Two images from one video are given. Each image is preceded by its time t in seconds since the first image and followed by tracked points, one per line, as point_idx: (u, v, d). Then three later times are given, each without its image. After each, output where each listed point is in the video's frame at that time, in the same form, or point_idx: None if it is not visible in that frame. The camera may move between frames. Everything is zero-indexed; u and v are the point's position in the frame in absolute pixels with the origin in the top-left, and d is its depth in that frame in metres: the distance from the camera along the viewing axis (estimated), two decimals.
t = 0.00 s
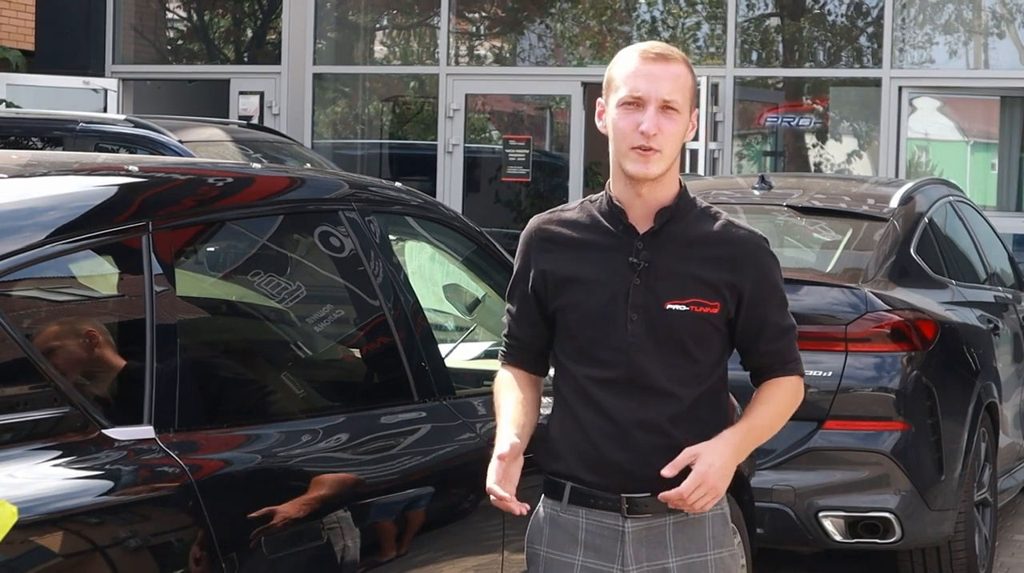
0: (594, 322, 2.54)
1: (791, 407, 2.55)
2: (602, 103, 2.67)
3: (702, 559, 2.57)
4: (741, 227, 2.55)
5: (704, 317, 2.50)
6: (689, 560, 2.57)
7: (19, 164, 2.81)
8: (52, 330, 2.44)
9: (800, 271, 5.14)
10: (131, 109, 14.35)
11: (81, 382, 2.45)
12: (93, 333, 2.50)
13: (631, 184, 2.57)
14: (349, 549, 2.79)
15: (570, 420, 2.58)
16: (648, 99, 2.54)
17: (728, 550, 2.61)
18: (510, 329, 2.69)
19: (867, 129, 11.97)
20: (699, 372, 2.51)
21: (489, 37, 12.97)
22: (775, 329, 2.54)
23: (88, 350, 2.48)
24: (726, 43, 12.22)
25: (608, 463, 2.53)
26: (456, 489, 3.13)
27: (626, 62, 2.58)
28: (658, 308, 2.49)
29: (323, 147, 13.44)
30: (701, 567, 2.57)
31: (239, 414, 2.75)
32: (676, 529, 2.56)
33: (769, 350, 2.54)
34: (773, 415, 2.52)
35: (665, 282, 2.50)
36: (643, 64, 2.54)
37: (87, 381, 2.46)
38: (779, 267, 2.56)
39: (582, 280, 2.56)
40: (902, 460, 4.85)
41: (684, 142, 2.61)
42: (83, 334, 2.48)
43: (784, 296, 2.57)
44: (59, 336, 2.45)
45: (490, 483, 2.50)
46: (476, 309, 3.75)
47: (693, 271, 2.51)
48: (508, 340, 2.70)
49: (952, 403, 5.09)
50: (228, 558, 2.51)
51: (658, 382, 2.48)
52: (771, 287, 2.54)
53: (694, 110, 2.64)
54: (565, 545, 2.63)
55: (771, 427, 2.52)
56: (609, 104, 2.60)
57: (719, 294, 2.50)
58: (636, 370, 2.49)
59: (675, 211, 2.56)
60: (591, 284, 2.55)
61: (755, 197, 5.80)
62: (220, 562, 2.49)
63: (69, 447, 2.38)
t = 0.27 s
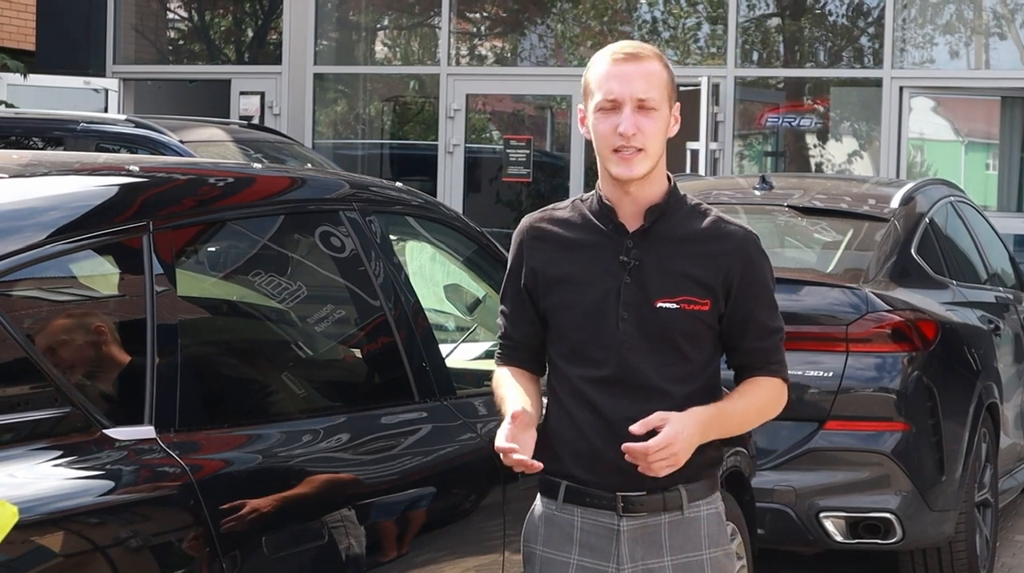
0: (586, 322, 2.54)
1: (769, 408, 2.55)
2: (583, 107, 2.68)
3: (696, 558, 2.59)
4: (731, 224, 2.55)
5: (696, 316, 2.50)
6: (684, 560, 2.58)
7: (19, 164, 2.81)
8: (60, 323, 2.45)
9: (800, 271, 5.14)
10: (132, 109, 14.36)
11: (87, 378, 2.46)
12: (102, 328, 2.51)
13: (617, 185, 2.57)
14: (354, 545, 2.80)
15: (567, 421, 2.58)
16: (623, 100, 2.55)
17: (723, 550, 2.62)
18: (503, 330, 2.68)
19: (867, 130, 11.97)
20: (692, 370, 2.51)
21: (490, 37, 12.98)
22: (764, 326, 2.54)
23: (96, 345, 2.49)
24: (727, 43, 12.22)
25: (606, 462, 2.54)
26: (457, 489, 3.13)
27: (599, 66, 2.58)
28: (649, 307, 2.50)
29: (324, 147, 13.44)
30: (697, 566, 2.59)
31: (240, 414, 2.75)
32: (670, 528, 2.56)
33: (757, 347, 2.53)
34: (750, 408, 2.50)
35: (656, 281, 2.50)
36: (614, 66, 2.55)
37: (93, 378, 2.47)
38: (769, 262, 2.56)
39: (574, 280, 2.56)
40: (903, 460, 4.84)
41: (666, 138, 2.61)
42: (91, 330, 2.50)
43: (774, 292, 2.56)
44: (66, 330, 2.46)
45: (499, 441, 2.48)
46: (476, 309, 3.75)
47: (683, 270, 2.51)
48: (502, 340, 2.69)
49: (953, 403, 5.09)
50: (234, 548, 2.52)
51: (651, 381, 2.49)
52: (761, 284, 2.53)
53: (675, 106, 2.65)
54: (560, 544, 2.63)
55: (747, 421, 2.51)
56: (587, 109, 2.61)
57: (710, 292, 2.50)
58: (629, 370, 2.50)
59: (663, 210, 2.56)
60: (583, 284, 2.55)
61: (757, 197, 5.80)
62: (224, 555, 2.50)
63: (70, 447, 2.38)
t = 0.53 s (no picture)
0: (584, 322, 2.54)
1: (770, 404, 2.53)
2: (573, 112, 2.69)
3: (695, 557, 2.60)
4: (726, 222, 2.55)
5: (694, 314, 2.49)
6: (683, 559, 2.59)
7: (20, 164, 2.80)
8: (70, 317, 2.47)
9: (801, 271, 5.14)
10: (133, 108, 14.35)
11: (95, 372, 2.47)
12: (111, 324, 2.54)
13: (610, 185, 2.58)
14: (356, 546, 2.80)
15: (566, 422, 2.58)
16: (609, 100, 2.56)
17: (721, 549, 2.64)
18: (499, 331, 2.68)
19: (868, 130, 11.98)
20: (690, 369, 2.51)
21: (491, 37, 12.99)
22: (760, 324, 2.52)
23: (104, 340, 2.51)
24: (728, 43, 12.23)
25: (605, 462, 2.55)
26: (457, 490, 3.13)
27: (582, 70, 2.60)
28: (647, 306, 2.50)
29: (325, 147, 13.44)
30: (695, 566, 2.60)
31: (241, 414, 2.75)
32: (669, 527, 2.58)
33: (754, 345, 2.52)
34: (747, 403, 2.49)
35: (653, 279, 2.50)
36: (597, 68, 2.57)
37: (99, 374, 2.47)
38: (765, 259, 2.55)
39: (571, 280, 2.56)
40: (903, 460, 4.84)
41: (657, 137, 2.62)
42: (101, 326, 2.52)
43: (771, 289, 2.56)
44: (75, 325, 2.48)
45: (497, 404, 2.52)
46: (477, 309, 3.75)
47: (679, 268, 2.50)
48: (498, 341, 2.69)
49: (953, 403, 5.09)
50: (233, 548, 2.51)
51: (649, 380, 2.49)
52: (758, 281, 2.52)
53: (663, 105, 2.66)
54: (559, 544, 2.64)
55: (743, 416, 2.49)
56: (576, 113, 2.62)
57: (708, 290, 2.50)
58: (627, 369, 2.50)
59: (658, 209, 2.56)
60: (580, 283, 2.55)
61: (758, 197, 5.79)
62: (227, 552, 2.50)
63: (71, 447, 2.38)
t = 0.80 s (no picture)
0: (582, 321, 2.55)
1: (761, 402, 2.56)
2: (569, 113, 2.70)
3: (693, 554, 2.63)
4: (722, 221, 2.57)
5: (691, 313, 2.51)
6: (681, 557, 2.62)
7: (20, 164, 2.80)
8: (76, 312, 2.49)
9: (801, 271, 5.14)
10: (134, 108, 14.35)
11: (101, 369, 2.49)
12: (117, 321, 2.56)
13: (607, 184, 2.58)
14: (359, 544, 2.81)
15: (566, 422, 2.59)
16: (605, 99, 2.57)
17: (719, 547, 2.66)
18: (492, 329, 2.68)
19: (869, 129, 11.98)
20: (687, 367, 2.53)
21: (492, 37, 12.99)
22: (755, 323, 2.55)
23: (111, 338, 2.53)
24: (728, 43, 12.23)
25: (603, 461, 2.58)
26: (458, 490, 3.13)
27: (579, 70, 2.61)
28: (645, 304, 2.51)
29: (326, 147, 13.43)
30: (694, 563, 2.63)
31: (241, 414, 2.75)
32: (666, 524, 2.61)
33: (748, 344, 2.55)
34: (736, 402, 2.51)
35: (650, 279, 2.52)
36: (593, 67, 2.58)
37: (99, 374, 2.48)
38: (760, 258, 2.57)
39: (568, 278, 2.57)
40: (904, 460, 4.84)
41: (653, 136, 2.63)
42: (107, 323, 2.54)
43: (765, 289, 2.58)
44: (81, 322, 2.49)
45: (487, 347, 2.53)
46: (477, 308, 3.74)
47: (676, 267, 2.52)
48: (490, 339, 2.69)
49: (954, 403, 5.09)
50: (236, 546, 2.52)
51: (647, 378, 2.51)
52: (753, 280, 2.55)
53: (658, 105, 2.67)
54: (556, 542, 2.67)
55: (735, 414, 2.52)
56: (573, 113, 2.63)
57: (704, 288, 2.52)
58: (624, 368, 2.51)
59: (654, 208, 2.57)
60: (576, 282, 2.56)
61: (758, 197, 5.79)
62: (233, 548, 2.51)
63: (71, 447, 2.38)
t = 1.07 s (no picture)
0: (579, 322, 2.58)
1: (752, 405, 2.62)
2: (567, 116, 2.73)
3: (684, 553, 2.68)
4: (718, 227, 2.62)
5: (688, 317, 2.56)
6: (673, 556, 2.67)
7: (21, 164, 2.80)
8: (81, 311, 2.50)
9: (802, 270, 5.14)
10: (135, 108, 14.35)
11: (106, 369, 2.49)
12: (123, 321, 2.56)
13: (607, 187, 2.62)
14: (371, 538, 2.84)
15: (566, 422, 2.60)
16: (607, 103, 2.60)
17: (709, 546, 2.72)
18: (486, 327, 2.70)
19: (869, 129, 11.98)
20: (682, 371, 2.59)
21: (492, 37, 12.99)
22: (748, 329, 2.61)
23: (116, 338, 2.54)
24: (729, 42, 12.22)
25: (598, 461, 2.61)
26: (459, 489, 3.13)
27: (580, 72, 2.64)
28: (643, 308, 2.55)
29: (326, 146, 13.43)
30: (686, 563, 2.68)
31: (241, 414, 2.75)
32: (658, 523, 2.66)
33: (741, 349, 2.60)
34: (729, 407, 2.58)
35: (649, 282, 2.56)
36: (595, 71, 2.61)
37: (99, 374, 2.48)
38: (754, 265, 2.63)
39: (566, 280, 2.60)
40: (905, 459, 4.84)
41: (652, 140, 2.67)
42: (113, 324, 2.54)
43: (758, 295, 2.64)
44: (86, 321, 2.50)
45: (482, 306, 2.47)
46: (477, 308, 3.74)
47: (674, 271, 2.56)
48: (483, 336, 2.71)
49: (954, 402, 5.09)
50: (246, 541, 2.54)
51: (644, 382, 2.55)
52: (748, 285, 2.60)
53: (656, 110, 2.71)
54: (549, 540, 2.70)
55: (726, 418, 2.58)
56: (574, 114, 2.66)
57: (702, 293, 2.57)
58: (621, 371, 2.56)
59: (653, 212, 2.61)
60: (574, 285, 2.59)
61: (759, 196, 5.79)
62: (241, 542, 2.53)
63: (72, 446, 2.38)
